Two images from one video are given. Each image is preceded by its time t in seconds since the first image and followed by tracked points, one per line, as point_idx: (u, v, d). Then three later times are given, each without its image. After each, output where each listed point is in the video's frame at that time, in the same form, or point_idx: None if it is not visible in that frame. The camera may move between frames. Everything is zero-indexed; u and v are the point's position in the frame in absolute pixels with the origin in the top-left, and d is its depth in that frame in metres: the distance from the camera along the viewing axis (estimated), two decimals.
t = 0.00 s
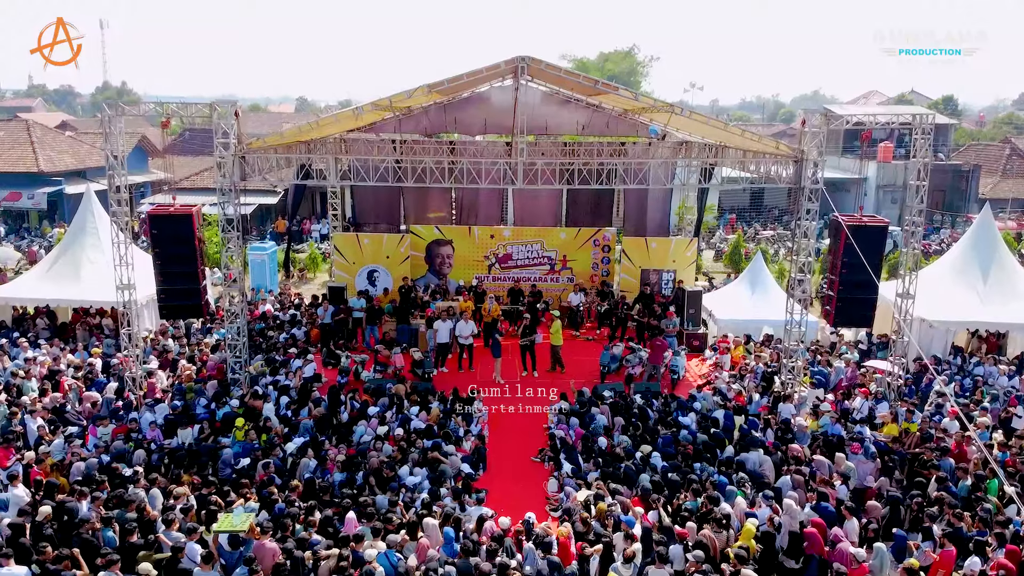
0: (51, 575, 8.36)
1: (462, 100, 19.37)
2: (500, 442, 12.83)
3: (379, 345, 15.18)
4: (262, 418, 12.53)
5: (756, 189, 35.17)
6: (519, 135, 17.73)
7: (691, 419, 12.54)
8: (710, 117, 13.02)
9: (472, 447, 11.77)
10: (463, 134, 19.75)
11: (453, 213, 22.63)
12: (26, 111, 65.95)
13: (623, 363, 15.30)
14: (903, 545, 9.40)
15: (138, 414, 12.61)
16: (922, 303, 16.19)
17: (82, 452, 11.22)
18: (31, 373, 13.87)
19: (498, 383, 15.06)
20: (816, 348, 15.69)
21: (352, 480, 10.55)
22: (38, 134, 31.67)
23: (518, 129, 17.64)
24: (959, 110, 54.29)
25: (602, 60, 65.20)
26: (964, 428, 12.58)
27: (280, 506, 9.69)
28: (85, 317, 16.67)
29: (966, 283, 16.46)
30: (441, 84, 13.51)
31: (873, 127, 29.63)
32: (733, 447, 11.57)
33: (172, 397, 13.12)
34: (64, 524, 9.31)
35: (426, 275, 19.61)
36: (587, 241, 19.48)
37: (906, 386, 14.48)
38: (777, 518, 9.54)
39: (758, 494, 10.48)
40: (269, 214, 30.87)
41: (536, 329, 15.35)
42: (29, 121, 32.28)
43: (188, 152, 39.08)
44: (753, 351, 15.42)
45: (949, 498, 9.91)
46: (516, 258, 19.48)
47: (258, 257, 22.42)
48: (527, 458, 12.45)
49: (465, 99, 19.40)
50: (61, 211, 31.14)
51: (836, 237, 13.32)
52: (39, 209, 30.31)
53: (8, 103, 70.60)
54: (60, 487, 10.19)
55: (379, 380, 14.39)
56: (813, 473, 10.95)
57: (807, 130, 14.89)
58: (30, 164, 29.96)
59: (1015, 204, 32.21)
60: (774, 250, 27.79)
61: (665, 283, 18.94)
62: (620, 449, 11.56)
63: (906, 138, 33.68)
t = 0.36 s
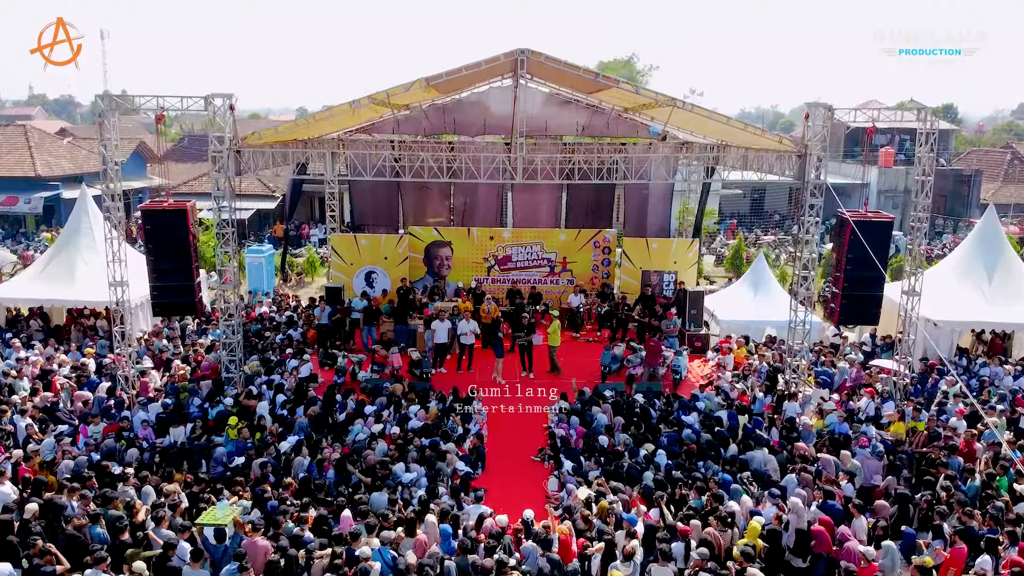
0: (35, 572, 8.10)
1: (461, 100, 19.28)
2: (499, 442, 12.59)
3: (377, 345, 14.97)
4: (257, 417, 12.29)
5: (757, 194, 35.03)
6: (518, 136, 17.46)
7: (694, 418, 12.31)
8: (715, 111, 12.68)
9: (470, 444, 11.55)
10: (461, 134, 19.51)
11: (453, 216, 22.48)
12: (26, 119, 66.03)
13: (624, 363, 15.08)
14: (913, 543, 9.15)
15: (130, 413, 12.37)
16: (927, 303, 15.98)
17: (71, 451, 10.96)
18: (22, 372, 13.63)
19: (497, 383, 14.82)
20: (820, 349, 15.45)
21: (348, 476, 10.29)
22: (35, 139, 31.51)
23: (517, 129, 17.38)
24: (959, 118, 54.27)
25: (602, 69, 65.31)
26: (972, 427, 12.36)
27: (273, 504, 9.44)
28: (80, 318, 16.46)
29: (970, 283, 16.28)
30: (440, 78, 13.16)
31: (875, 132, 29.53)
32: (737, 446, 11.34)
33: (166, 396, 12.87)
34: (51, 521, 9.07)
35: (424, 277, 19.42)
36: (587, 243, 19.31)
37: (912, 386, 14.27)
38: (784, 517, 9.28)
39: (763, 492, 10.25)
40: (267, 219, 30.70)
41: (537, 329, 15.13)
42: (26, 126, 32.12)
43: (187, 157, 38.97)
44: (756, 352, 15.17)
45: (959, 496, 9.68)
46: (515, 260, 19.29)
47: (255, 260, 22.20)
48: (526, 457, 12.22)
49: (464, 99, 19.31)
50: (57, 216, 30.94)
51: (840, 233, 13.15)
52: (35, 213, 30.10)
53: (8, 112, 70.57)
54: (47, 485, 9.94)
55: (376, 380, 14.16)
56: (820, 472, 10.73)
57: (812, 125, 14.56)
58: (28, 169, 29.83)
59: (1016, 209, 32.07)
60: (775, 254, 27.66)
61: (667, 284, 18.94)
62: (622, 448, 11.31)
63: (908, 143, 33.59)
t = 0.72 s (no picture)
0: (20, 570, 7.87)
1: (460, 101, 19.16)
2: (499, 442, 12.36)
3: (375, 345, 14.76)
4: (252, 416, 12.07)
5: (758, 201, 34.97)
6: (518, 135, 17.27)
7: (698, 418, 12.09)
8: (717, 105, 12.52)
9: (469, 443, 11.33)
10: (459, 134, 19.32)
11: (453, 219, 22.30)
12: (27, 127, 66.12)
13: (626, 364, 14.87)
14: (923, 542, 8.91)
15: (123, 412, 12.14)
16: (933, 304, 15.78)
17: (62, 449, 10.74)
18: (15, 372, 13.42)
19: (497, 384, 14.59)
20: (824, 350, 15.23)
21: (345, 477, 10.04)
22: (33, 145, 31.41)
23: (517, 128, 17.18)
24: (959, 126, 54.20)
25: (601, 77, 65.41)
26: (981, 427, 12.14)
27: (266, 501, 9.21)
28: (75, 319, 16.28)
29: (975, 283, 16.09)
30: (439, 72, 12.95)
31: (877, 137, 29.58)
32: (741, 445, 11.12)
33: (160, 395, 12.66)
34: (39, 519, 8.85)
35: (423, 280, 19.22)
36: (588, 245, 19.14)
37: (919, 386, 14.10)
38: (791, 515, 9.04)
39: (768, 491, 10.03)
40: (265, 224, 30.53)
41: (537, 329, 14.92)
42: (25, 131, 32.03)
43: (186, 163, 38.90)
44: (760, 352, 14.94)
45: (970, 494, 9.46)
46: (515, 262, 19.11)
47: (253, 264, 22.02)
48: (527, 457, 11.99)
49: (463, 100, 19.19)
50: (54, 221, 30.80)
51: (845, 230, 13.03)
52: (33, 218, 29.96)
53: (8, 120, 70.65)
54: (36, 484, 9.71)
55: (374, 380, 13.95)
56: (827, 471, 10.51)
57: (815, 121, 14.39)
58: (25, 173, 29.72)
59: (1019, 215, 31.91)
60: (778, 260, 27.55)
61: (670, 287, 18.60)
62: (624, 448, 11.07)
63: (910, 149, 33.59)
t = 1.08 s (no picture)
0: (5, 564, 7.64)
1: (459, 100, 19.00)
2: (499, 439, 12.14)
3: (373, 343, 14.57)
4: (247, 412, 11.85)
5: (758, 204, 35.06)
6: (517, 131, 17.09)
7: (701, 414, 11.88)
8: (720, 96, 12.36)
9: (468, 439, 11.11)
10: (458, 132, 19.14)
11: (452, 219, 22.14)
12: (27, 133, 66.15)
13: (628, 362, 14.65)
14: (933, 537, 8.67)
15: (116, 409, 11.92)
16: (938, 302, 15.59)
17: (53, 445, 10.53)
18: (7, 369, 13.22)
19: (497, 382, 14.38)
20: (829, 349, 15.01)
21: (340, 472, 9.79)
22: (32, 148, 31.33)
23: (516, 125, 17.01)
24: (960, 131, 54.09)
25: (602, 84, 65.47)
26: (990, 423, 11.92)
27: (260, 496, 8.98)
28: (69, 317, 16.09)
29: (981, 281, 15.91)
30: (437, 64, 12.76)
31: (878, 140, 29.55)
32: (746, 441, 10.89)
33: (154, 391, 12.46)
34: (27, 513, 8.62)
35: (422, 279, 19.02)
36: (589, 245, 18.96)
37: (926, 383, 13.90)
38: (798, 509, 8.82)
39: (774, 487, 9.81)
40: (264, 227, 30.37)
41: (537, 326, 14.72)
42: (23, 134, 31.95)
43: (185, 167, 38.84)
44: (763, 350, 14.73)
45: (981, 488, 9.23)
46: (515, 262, 18.92)
47: (251, 264, 21.86)
48: (527, 454, 11.77)
49: (462, 99, 19.03)
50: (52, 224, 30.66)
51: (850, 222, 12.81)
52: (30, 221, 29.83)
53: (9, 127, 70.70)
54: (25, 478, 9.49)
55: (371, 377, 13.74)
56: (834, 466, 10.29)
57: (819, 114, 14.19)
58: (23, 176, 29.67)
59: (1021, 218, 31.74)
60: (779, 262, 27.41)
61: (670, 286, 18.35)
62: (626, 444, 10.85)
63: (911, 152, 33.55)
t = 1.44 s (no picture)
0: None
1: (457, 90, 18.79)
2: (497, 426, 12.02)
3: (371, 332, 14.39)
4: (242, 399, 11.67)
5: (760, 200, 35.06)
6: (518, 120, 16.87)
7: (703, 402, 11.69)
8: (722, 78, 12.19)
9: (468, 426, 10.93)
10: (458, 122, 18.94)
11: (452, 211, 21.96)
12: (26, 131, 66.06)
13: (629, 352, 14.47)
14: (942, 523, 8.50)
15: (109, 396, 11.73)
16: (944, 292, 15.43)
17: (44, 430, 10.35)
18: None
19: (496, 371, 14.18)
20: (832, 338, 14.86)
21: (336, 457, 9.61)
22: (29, 142, 31.18)
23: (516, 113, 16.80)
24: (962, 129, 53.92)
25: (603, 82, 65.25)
26: (997, 411, 11.75)
27: (253, 480, 8.79)
28: (64, 306, 15.92)
29: (987, 269, 15.76)
30: (435, 44, 12.55)
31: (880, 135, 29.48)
32: (748, 428, 10.73)
33: (147, 379, 12.27)
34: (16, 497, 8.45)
35: (421, 271, 18.81)
36: (590, 236, 18.77)
37: (931, 371, 13.75)
38: (803, 494, 8.65)
39: (779, 472, 9.62)
40: (261, 222, 30.20)
41: (537, 315, 14.54)
42: (21, 129, 31.78)
43: (184, 164, 38.76)
44: (766, 339, 14.55)
45: (990, 473, 9.04)
46: (515, 253, 18.73)
47: (249, 256, 21.72)
48: (527, 442, 11.60)
49: (461, 88, 18.82)
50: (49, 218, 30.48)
51: (856, 208, 12.68)
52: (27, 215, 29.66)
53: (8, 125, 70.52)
54: (15, 463, 9.31)
55: (369, 366, 13.55)
56: (839, 453, 10.12)
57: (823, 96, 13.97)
58: (20, 171, 29.54)
59: None
60: (781, 257, 27.29)
61: (672, 277, 18.22)
62: (627, 431, 10.66)
63: (913, 147, 33.46)
